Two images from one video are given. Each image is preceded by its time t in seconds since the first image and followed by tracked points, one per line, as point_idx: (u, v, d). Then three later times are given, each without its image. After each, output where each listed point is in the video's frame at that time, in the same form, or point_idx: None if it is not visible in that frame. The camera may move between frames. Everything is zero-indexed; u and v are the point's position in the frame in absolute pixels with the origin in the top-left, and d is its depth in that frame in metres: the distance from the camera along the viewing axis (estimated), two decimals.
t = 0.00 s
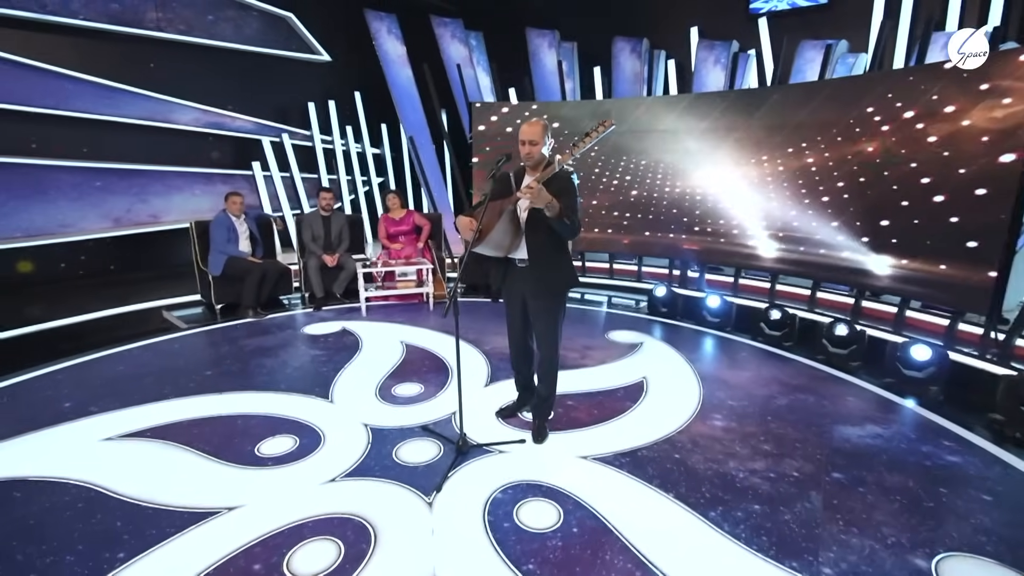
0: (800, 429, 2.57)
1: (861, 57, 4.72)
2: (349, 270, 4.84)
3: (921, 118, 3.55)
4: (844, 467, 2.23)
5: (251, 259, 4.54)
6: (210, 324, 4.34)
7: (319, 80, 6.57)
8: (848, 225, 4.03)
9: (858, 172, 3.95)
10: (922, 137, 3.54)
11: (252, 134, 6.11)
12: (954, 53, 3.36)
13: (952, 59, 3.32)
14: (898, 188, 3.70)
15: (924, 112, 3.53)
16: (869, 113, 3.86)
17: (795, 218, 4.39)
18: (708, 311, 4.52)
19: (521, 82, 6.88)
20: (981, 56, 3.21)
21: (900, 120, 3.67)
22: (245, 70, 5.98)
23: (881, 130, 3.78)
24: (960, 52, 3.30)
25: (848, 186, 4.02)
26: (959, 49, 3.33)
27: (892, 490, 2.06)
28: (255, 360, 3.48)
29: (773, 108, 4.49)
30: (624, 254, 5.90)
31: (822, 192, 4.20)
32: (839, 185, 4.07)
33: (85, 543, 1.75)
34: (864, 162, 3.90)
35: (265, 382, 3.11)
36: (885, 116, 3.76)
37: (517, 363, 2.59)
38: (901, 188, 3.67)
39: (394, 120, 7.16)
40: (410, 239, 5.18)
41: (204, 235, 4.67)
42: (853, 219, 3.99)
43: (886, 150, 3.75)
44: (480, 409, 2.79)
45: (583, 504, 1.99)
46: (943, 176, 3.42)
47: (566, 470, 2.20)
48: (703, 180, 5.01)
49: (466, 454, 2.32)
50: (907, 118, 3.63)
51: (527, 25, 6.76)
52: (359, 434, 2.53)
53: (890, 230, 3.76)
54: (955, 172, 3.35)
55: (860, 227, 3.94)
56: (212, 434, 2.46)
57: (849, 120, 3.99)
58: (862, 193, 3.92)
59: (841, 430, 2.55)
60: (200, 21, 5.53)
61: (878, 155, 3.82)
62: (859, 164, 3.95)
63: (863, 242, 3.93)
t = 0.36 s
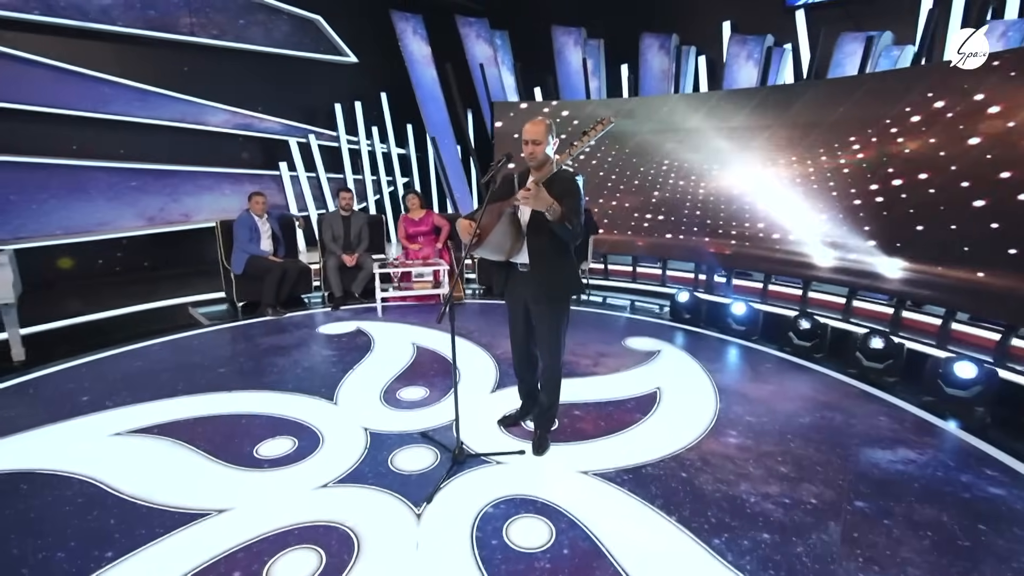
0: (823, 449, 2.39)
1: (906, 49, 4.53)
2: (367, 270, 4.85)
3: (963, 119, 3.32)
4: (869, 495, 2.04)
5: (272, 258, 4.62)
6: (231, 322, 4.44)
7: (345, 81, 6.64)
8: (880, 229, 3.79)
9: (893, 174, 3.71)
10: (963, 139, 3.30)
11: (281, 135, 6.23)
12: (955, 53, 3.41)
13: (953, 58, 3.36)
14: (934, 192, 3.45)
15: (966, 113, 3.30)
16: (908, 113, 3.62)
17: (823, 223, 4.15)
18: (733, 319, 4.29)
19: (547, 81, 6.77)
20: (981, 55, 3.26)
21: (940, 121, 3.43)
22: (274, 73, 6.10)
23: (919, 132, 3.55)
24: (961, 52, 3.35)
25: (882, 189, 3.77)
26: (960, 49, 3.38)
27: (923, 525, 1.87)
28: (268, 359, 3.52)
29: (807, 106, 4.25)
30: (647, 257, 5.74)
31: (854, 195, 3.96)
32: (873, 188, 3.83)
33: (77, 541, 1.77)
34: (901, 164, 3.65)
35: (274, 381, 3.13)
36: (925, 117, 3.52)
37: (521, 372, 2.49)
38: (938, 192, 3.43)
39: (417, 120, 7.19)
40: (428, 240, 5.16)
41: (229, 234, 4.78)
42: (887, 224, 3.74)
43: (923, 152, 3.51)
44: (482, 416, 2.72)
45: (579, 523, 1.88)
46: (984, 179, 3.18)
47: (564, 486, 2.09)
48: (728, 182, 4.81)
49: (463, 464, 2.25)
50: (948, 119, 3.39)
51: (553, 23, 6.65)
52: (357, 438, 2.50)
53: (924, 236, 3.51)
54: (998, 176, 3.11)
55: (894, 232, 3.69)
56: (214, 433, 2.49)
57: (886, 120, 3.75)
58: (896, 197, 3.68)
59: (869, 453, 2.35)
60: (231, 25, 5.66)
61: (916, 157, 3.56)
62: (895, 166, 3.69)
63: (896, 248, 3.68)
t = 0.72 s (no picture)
0: (846, 472, 2.21)
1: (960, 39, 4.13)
2: (387, 270, 4.88)
3: (1012, 120, 3.04)
4: (894, 527, 1.87)
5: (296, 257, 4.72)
6: (255, 319, 4.56)
7: (374, 83, 6.73)
8: (916, 234, 3.54)
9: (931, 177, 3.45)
10: (1011, 141, 3.03)
11: (310, 136, 6.37)
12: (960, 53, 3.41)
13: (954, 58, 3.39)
14: (977, 197, 3.18)
15: (1016, 113, 3.02)
16: (951, 113, 3.35)
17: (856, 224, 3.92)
18: (761, 328, 4.08)
19: (575, 81, 6.62)
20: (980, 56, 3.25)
21: (986, 122, 3.16)
22: (305, 76, 6.24)
23: (962, 134, 3.28)
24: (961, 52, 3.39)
25: (919, 192, 3.51)
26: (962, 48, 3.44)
27: (953, 564, 1.69)
28: (284, 356, 3.58)
29: (843, 104, 4.01)
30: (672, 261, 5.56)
31: (889, 198, 3.71)
32: (910, 192, 3.58)
33: (78, 532, 1.82)
34: (940, 166, 3.39)
35: (287, 379, 3.18)
36: (968, 117, 3.24)
37: (524, 379, 2.42)
38: (980, 198, 3.16)
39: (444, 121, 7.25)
40: (449, 241, 5.16)
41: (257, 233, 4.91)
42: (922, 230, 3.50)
43: (965, 155, 3.25)
44: (487, 422, 2.67)
45: (571, 540, 1.80)
46: None
47: (560, 500, 2.01)
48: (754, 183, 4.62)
49: (460, 471, 2.20)
50: (995, 119, 3.12)
51: (582, 21, 6.51)
52: (358, 439, 2.50)
53: (964, 242, 3.24)
54: None
55: (931, 238, 3.44)
56: (222, 430, 2.53)
57: (926, 120, 3.49)
58: (934, 201, 3.42)
59: (898, 479, 2.16)
60: (265, 30, 5.83)
61: (957, 160, 3.30)
62: (934, 169, 3.43)
63: (933, 254, 3.43)
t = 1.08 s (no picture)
0: (866, 496, 2.05)
1: (1020, 28, 3.72)
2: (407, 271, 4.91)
3: None
4: (914, 560, 1.71)
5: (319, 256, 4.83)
6: (279, 316, 4.69)
7: (402, 84, 6.81)
8: (953, 240, 3.29)
9: (973, 178, 3.20)
10: None
11: (340, 138, 6.50)
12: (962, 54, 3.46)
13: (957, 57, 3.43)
14: None
15: None
16: (998, 113, 3.14)
17: (889, 229, 3.68)
18: (789, 337, 3.86)
19: (602, 79, 6.47)
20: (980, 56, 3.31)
21: None
22: (335, 80, 6.38)
23: (1009, 135, 3.06)
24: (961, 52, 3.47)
25: (959, 195, 3.27)
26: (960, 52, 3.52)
27: None
28: (300, 354, 3.65)
29: (881, 103, 3.79)
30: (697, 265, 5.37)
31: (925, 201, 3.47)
32: (948, 194, 3.33)
33: (82, 519, 1.90)
34: (983, 167, 3.16)
35: (299, 376, 3.24)
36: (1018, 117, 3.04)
37: (524, 385, 2.36)
38: None
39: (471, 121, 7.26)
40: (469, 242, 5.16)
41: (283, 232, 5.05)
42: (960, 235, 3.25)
43: (1013, 156, 3.03)
44: (488, 427, 2.63)
45: (557, 555, 1.73)
46: None
47: (551, 511, 1.95)
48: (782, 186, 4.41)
49: (454, 476, 2.17)
50: None
51: (611, 19, 6.38)
52: (358, 440, 2.50)
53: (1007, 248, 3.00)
54: None
55: (969, 245, 3.20)
56: (230, 425, 2.59)
57: (970, 120, 3.27)
58: (974, 204, 3.18)
59: (924, 507, 1.98)
60: (298, 35, 5.99)
61: (1002, 161, 3.07)
62: (975, 170, 3.19)
63: (972, 262, 3.18)
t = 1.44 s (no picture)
0: (887, 520, 1.90)
1: None
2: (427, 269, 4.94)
3: None
4: None
5: (342, 254, 4.92)
6: (303, 311, 4.80)
7: (430, 84, 6.86)
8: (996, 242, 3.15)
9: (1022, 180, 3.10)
10: None
11: (369, 138, 6.61)
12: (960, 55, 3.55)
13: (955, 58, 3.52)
14: None
15: None
16: None
17: (924, 227, 3.53)
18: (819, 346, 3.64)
19: (630, 76, 6.32)
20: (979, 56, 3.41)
21: None
22: (365, 81, 6.48)
23: None
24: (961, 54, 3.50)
25: (1006, 196, 3.15)
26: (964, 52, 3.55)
27: None
28: (316, 349, 3.72)
29: (923, 98, 3.61)
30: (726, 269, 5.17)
31: (967, 201, 3.31)
32: (993, 196, 3.19)
33: (89, 503, 1.97)
34: None
35: (313, 371, 3.29)
36: None
37: (526, 388, 2.30)
38: None
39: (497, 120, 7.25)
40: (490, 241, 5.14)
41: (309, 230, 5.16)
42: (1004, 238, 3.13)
43: None
44: (491, 429, 2.58)
45: (545, 564, 1.68)
46: None
47: (544, 518, 1.90)
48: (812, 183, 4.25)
49: (450, 478, 2.14)
50: None
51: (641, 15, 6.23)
52: (360, 437, 2.51)
53: None
54: None
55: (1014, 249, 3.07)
56: (239, 417, 2.65)
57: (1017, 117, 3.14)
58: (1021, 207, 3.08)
59: (953, 536, 1.81)
60: (329, 37, 6.12)
61: None
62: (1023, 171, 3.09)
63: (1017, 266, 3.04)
